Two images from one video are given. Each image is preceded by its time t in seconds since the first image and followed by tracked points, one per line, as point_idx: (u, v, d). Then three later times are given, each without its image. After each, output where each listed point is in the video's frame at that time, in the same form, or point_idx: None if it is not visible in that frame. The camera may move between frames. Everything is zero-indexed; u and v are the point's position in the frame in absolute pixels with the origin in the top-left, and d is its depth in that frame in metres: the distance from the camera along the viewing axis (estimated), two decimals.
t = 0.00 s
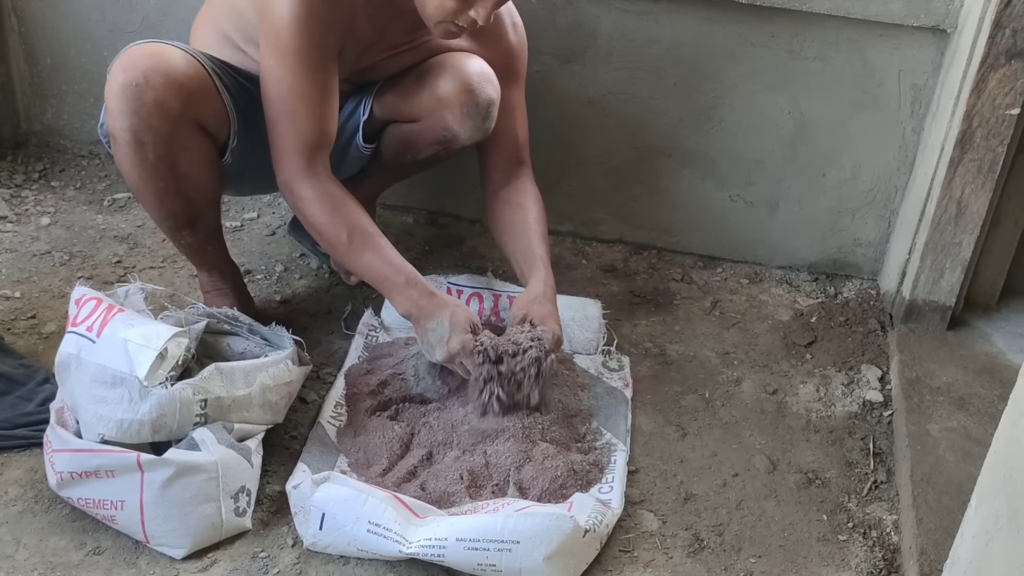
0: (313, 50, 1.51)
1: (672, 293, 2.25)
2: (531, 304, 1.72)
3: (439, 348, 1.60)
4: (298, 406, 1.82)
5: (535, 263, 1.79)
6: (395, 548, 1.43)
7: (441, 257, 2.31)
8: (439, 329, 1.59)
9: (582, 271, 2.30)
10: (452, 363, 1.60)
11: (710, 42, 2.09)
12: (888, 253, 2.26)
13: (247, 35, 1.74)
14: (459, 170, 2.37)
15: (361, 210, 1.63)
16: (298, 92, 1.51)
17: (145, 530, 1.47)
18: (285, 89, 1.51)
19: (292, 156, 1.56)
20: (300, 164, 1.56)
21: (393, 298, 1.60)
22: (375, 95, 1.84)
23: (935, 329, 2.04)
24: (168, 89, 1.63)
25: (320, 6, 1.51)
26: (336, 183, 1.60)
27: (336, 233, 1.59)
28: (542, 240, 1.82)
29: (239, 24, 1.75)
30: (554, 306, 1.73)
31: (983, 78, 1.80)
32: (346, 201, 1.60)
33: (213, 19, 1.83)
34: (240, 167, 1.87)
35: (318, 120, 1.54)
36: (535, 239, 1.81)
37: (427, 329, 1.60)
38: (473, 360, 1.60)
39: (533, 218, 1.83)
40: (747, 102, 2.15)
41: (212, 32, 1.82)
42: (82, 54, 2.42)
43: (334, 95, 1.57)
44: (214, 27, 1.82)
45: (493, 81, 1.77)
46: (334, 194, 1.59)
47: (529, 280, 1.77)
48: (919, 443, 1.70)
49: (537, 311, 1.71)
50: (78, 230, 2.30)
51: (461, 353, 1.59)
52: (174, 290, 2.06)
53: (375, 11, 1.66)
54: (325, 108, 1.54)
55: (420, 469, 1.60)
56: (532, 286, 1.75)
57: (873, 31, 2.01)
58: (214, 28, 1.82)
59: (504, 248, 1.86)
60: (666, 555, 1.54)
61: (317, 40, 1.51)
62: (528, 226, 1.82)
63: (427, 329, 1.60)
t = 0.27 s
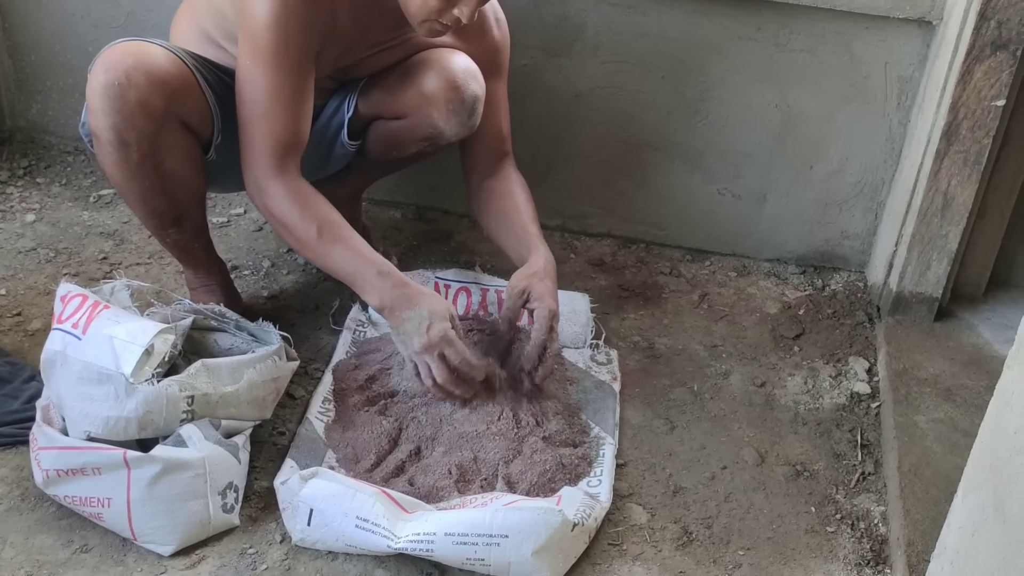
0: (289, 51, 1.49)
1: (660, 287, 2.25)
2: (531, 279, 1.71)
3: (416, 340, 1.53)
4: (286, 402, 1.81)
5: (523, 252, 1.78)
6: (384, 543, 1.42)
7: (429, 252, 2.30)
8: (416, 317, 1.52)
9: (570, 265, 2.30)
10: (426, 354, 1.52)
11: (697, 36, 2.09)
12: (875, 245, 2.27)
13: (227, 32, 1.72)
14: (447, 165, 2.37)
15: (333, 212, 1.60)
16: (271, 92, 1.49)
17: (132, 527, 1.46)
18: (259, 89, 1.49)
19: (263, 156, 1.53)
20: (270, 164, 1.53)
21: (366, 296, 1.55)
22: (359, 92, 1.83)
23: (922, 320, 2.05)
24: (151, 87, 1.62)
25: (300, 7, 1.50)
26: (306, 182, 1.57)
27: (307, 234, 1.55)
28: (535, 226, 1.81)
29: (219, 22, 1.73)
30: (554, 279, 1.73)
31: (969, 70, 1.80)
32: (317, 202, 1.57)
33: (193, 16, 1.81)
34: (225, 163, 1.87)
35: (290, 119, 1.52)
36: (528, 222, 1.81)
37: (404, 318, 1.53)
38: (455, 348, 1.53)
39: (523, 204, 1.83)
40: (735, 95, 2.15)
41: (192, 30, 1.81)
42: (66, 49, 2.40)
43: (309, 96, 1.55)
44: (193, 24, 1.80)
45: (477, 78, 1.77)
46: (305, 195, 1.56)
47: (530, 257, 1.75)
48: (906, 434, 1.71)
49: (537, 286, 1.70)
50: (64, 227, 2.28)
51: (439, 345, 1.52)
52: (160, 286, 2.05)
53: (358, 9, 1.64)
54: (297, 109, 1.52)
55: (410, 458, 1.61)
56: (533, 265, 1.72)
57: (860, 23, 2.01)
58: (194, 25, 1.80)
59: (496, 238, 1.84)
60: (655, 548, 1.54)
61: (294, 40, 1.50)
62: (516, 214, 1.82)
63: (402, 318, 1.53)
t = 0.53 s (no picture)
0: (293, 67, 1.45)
1: (654, 287, 2.25)
2: (536, 335, 1.71)
3: (417, 409, 1.52)
4: (280, 404, 1.81)
5: (531, 280, 1.76)
6: (378, 545, 1.43)
7: (423, 253, 2.30)
8: (420, 389, 1.52)
9: (564, 266, 2.30)
10: (422, 426, 1.52)
11: (691, 36, 2.09)
12: (868, 245, 2.28)
13: (218, 39, 1.72)
14: (440, 165, 2.37)
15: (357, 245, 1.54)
16: (281, 116, 1.44)
17: (126, 529, 1.46)
18: (268, 113, 1.44)
19: (283, 186, 1.47)
20: (291, 196, 1.47)
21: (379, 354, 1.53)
22: (349, 94, 1.84)
23: (915, 321, 2.05)
24: (146, 87, 1.62)
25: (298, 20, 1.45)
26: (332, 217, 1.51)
27: (331, 269, 1.50)
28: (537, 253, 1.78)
29: (210, 30, 1.72)
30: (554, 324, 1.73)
31: (961, 71, 1.81)
32: (341, 235, 1.52)
33: (182, 23, 1.78)
34: (218, 164, 1.87)
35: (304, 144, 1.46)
36: (531, 250, 1.78)
37: (408, 386, 1.53)
38: (448, 429, 1.52)
39: (526, 226, 1.79)
40: (729, 95, 2.15)
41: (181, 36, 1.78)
42: (60, 50, 2.40)
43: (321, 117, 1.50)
44: (182, 30, 1.78)
45: (466, 79, 1.78)
46: (329, 228, 1.50)
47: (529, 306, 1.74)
48: (898, 435, 1.72)
49: (543, 342, 1.71)
50: (57, 228, 2.28)
51: (440, 418, 1.52)
52: (155, 288, 2.05)
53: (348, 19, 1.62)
54: (309, 132, 1.47)
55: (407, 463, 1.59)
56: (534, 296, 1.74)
57: (853, 24, 2.02)
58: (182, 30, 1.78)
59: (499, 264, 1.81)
60: (648, 549, 1.55)
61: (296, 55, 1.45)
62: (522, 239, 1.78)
63: (408, 385, 1.53)
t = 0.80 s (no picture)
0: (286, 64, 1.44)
1: (652, 286, 2.25)
2: (510, 332, 1.71)
3: (439, 375, 1.55)
4: (278, 402, 1.81)
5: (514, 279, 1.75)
6: (377, 544, 1.42)
7: (422, 252, 2.30)
8: (441, 354, 1.54)
9: (563, 264, 2.30)
10: (447, 390, 1.56)
11: (690, 35, 2.09)
12: (867, 244, 2.28)
13: (214, 38, 1.72)
14: (439, 164, 2.37)
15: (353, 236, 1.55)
16: (272, 113, 1.43)
17: (125, 528, 1.46)
18: (259, 110, 1.44)
19: (272, 182, 1.47)
20: (281, 190, 1.47)
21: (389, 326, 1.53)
22: (345, 96, 1.83)
23: (914, 319, 2.06)
24: (143, 88, 1.62)
25: (293, 20, 1.45)
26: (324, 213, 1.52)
27: (327, 260, 1.50)
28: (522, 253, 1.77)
29: (207, 29, 1.72)
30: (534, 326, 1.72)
31: (960, 70, 1.81)
32: (334, 227, 1.52)
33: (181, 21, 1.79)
34: (217, 164, 1.87)
35: (295, 140, 1.46)
36: (516, 249, 1.77)
37: (427, 354, 1.54)
38: (473, 387, 1.57)
39: (511, 226, 1.79)
40: (728, 94, 2.15)
41: (180, 35, 1.79)
42: (57, 48, 2.39)
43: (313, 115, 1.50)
44: (181, 29, 1.78)
45: (463, 82, 1.78)
46: (322, 221, 1.50)
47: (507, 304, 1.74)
48: (897, 433, 1.72)
49: (514, 340, 1.70)
50: (55, 227, 2.28)
51: (462, 380, 1.56)
52: (153, 287, 2.04)
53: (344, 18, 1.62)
54: (300, 128, 1.46)
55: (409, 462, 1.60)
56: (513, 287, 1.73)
57: (851, 23, 2.02)
58: (180, 30, 1.79)
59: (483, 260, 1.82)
60: (648, 547, 1.55)
61: (290, 52, 1.44)
62: (508, 239, 1.78)
63: (428, 353, 1.54)
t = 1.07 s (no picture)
0: (285, 75, 1.43)
1: (655, 287, 2.26)
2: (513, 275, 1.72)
3: (457, 357, 1.45)
4: (282, 403, 1.82)
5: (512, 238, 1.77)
6: (381, 544, 1.43)
7: (425, 253, 2.30)
8: (463, 329, 1.44)
9: (565, 265, 2.31)
10: (476, 367, 1.45)
11: (693, 36, 2.09)
12: (869, 245, 2.28)
13: (218, 45, 1.71)
14: (442, 165, 2.37)
15: (348, 239, 1.48)
16: (268, 118, 1.41)
17: (130, 528, 1.46)
18: (255, 115, 1.41)
19: (264, 189, 1.43)
20: (274, 196, 1.43)
21: (400, 307, 1.42)
22: (353, 103, 1.83)
23: (916, 320, 2.06)
24: (158, 95, 1.62)
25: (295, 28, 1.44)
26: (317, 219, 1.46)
27: (325, 265, 1.44)
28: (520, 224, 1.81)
29: (210, 36, 1.72)
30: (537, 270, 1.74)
31: (962, 71, 1.81)
32: (329, 233, 1.46)
33: (182, 26, 1.78)
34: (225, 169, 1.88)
35: (291, 146, 1.43)
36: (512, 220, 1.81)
37: (448, 331, 1.44)
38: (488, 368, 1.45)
39: (507, 195, 1.84)
40: (730, 95, 2.15)
41: (180, 39, 1.78)
42: (61, 50, 2.40)
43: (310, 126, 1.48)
44: (182, 33, 1.77)
45: (473, 90, 1.79)
46: (316, 227, 1.45)
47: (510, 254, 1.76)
48: (900, 434, 1.72)
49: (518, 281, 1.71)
50: (59, 228, 2.28)
51: (487, 354, 1.45)
52: (157, 287, 2.05)
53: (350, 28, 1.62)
54: (296, 137, 1.44)
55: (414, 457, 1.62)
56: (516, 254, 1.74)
57: (854, 24, 2.02)
58: (181, 34, 1.78)
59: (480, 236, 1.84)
60: (651, 548, 1.55)
61: (293, 67, 1.44)
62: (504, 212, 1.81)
63: (447, 329, 1.43)
